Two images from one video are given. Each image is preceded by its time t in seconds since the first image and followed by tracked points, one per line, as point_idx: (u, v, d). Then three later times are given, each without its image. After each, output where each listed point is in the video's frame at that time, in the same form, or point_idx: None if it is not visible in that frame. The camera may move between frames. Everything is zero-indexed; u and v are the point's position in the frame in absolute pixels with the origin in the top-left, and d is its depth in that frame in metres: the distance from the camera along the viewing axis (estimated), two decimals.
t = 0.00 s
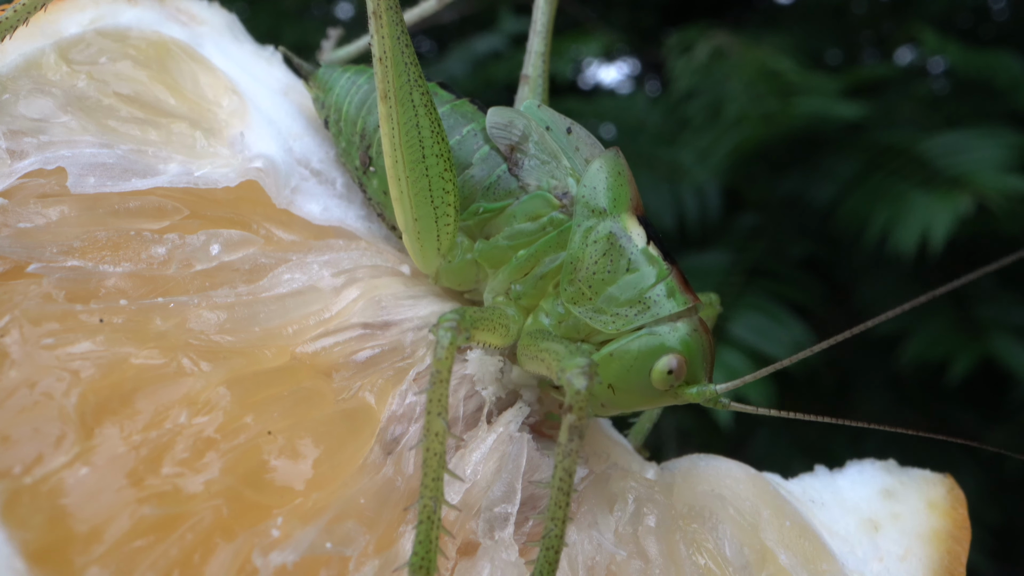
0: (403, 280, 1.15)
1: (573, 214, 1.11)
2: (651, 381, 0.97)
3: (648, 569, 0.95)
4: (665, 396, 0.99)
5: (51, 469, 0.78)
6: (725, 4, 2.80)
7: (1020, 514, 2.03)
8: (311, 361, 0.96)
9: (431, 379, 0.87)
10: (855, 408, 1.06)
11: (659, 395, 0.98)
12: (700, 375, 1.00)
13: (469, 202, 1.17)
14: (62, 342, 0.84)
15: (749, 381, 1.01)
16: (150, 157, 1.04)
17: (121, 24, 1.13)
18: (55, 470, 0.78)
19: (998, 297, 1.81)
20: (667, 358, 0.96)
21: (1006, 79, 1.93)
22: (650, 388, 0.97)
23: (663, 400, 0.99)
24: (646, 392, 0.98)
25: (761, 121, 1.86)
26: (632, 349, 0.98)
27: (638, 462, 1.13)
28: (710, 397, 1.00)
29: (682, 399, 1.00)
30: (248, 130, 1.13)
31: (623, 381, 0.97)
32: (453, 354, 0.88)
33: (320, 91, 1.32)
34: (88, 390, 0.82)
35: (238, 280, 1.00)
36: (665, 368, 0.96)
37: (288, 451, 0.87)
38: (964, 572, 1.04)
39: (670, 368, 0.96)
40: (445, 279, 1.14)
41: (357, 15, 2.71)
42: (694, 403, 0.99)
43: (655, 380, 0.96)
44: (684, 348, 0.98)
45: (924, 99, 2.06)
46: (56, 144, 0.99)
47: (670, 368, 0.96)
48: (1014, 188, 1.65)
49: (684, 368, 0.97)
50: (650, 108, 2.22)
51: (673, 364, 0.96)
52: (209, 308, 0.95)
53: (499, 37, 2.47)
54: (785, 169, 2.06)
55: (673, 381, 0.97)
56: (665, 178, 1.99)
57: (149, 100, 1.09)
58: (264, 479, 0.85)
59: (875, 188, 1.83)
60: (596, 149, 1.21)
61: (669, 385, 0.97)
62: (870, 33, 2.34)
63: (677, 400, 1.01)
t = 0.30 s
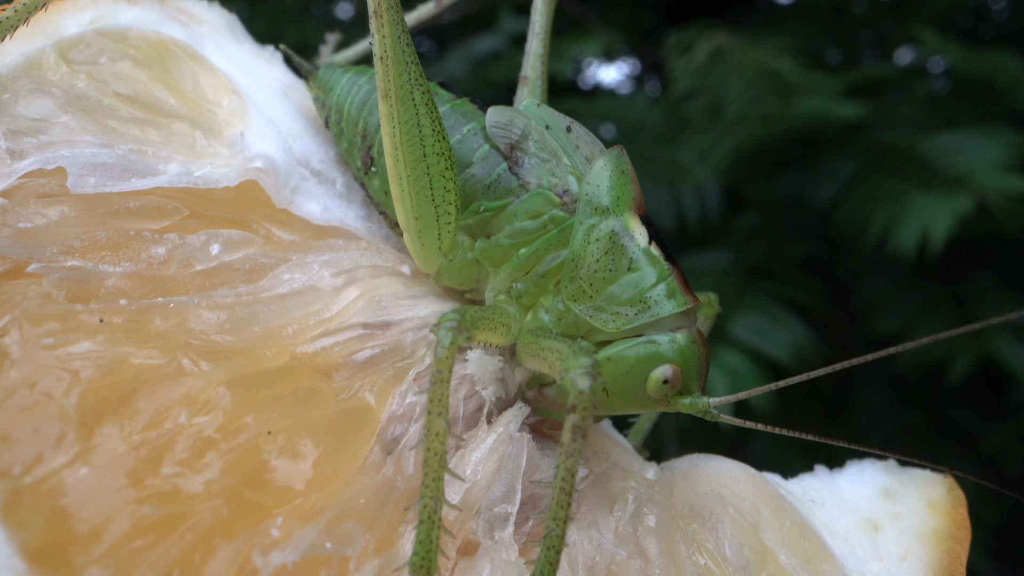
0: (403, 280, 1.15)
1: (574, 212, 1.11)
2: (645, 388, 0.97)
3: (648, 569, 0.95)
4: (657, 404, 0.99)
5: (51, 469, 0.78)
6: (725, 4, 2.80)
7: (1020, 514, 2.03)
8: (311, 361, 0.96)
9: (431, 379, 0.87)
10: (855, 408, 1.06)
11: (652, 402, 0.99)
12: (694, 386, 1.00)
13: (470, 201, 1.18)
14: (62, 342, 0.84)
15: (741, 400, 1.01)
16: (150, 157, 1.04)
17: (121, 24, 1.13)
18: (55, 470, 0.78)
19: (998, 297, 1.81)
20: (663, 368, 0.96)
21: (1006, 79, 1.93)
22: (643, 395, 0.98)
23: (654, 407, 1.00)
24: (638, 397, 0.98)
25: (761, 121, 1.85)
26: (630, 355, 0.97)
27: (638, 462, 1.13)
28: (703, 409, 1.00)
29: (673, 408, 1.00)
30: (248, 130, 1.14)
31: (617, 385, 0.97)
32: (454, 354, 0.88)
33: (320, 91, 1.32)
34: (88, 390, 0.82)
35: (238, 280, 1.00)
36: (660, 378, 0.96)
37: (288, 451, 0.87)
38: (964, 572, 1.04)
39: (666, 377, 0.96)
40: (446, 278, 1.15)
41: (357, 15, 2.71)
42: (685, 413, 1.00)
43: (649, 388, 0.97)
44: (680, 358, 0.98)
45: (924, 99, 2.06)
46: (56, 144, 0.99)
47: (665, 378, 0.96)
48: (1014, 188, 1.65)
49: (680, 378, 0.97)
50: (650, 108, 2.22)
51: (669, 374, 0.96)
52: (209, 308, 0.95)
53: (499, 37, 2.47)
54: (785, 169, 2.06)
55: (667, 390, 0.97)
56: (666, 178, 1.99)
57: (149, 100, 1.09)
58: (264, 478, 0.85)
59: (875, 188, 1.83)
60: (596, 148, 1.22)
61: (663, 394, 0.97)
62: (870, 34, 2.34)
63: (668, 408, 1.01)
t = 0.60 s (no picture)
0: (403, 280, 1.15)
1: (574, 212, 1.11)
2: (644, 386, 0.97)
3: (648, 569, 0.95)
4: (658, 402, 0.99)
5: (51, 469, 0.78)
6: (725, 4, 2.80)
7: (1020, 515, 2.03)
8: (311, 361, 0.96)
9: (431, 379, 0.87)
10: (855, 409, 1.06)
11: (653, 400, 0.98)
12: (694, 382, 0.99)
13: (470, 201, 1.17)
14: (62, 342, 0.84)
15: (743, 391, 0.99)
16: (150, 157, 1.04)
17: (121, 24, 1.13)
18: (55, 470, 0.78)
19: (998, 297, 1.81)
20: (661, 364, 0.96)
21: (1006, 79, 1.92)
22: (644, 394, 0.97)
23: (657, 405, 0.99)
24: (639, 396, 0.98)
25: (761, 120, 1.86)
26: (627, 353, 0.98)
27: (638, 462, 1.13)
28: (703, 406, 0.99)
29: (675, 406, 0.99)
30: (248, 130, 1.14)
31: (617, 384, 0.97)
32: (453, 354, 0.88)
33: (320, 92, 1.32)
34: (88, 390, 0.82)
35: (238, 280, 1.00)
36: (659, 374, 0.96)
37: (288, 451, 0.87)
38: (963, 572, 1.04)
39: (665, 373, 0.96)
40: (446, 277, 1.15)
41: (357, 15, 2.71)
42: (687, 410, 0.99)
43: (649, 385, 0.96)
44: (679, 355, 0.98)
45: (924, 99, 2.06)
46: (56, 144, 0.99)
47: (664, 374, 0.96)
48: (1014, 188, 1.65)
49: (678, 374, 0.97)
50: (650, 108, 2.22)
51: (667, 370, 0.96)
52: (209, 308, 0.94)
53: (499, 37, 2.47)
54: (785, 169, 2.05)
55: (667, 386, 0.96)
56: (666, 178, 1.99)
57: (148, 100, 1.09)
58: (264, 479, 0.85)
59: (875, 188, 1.83)
60: (597, 148, 1.22)
61: (662, 391, 0.97)
62: (870, 33, 2.34)
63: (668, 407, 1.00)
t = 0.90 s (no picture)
0: (404, 280, 1.15)
1: (574, 211, 1.11)
2: (653, 378, 0.96)
3: (648, 569, 0.94)
4: (671, 395, 0.98)
5: (51, 469, 0.78)
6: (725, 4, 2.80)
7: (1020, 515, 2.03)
8: (311, 361, 0.96)
9: (430, 379, 0.87)
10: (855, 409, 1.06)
11: (665, 393, 0.97)
12: (702, 367, 0.99)
13: (470, 201, 1.18)
14: (62, 342, 0.84)
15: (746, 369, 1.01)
16: (150, 157, 1.04)
17: (121, 24, 1.13)
18: (55, 470, 0.78)
19: (998, 297, 1.81)
20: (667, 354, 0.95)
21: (1006, 79, 1.92)
22: (655, 387, 0.96)
23: (671, 398, 0.98)
24: (651, 391, 0.96)
25: (761, 120, 1.86)
26: (629, 351, 0.97)
27: (639, 462, 1.14)
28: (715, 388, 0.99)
29: (688, 395, 0.98)
30: (248, 130, 1.14)
31: (627, 385, 0.97)
32: (453, 354, 0.88)
33: (320, 91, 1.32)
34: (88, 390, 0.82)
35: (238, 280, 1.00)
36: (666, 363, 0.95)
37: (288, 451, 0.87)
38: (963, 572, 1.04)
39: (672, 362, 0.95)
40: (446, 278, 1.14)
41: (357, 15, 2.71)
42: (701, 396, 0.98)
43: (658, 377, 0.95)
44: (682, 342, 0.98)
45: (924, 99, 2.06)
46: (56, 144, 0.99)
47: (672, 364, 0.95)
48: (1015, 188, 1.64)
49: (686, 361, 0.97)
50: (650, 108, 2.22)
51: (674, 358, 0.95)
52: (209, 308, 0.94)
53: (499, 37, 2.47)
54: (785, 169, 2.05)
55: (676, 374, 0.96)
56: (665, 178, 1.99)
57: (148, 100, 1.09)
58: (264, 479, 0.85)
59: (875, 189, 1.83)
60: (596, 148, 1.21)
61: (672, 380, 0.96)
62: (870, 33, 2.33)
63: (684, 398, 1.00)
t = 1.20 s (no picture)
0: (404, 280, 1.15)
1: (573, 212, 1.11)
2: (658, 375, 0.95)
3: (648, 569, 0.94)
4: (677, 392, 0.96)
5: (51, 470, 0.78)
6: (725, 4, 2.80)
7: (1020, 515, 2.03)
8: (311, 361, 0.96)
9: (429, 379, 0.87)
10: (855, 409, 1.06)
11: (671, 391, 0.96)
12: (705, 361, 0.98)
13: (469, 202, 1.18)
14: (62, 342, 0.84)
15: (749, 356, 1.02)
16: (150, 157, 1.04)
17: (121, 24, 1.13)
18: (55, 470, 0.78)
19: (998, 298, 1.81)
20: (669, 349, 0.95)
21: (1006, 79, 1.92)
22: (660, 385, 0.95)
23: (678, 396, 0.97)
24: (657, 390, 0.95)
25: (761, 120, 1.86)
26: (631, 351, 0.97)
27: (639, 462, 1.14)
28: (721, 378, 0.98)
29: (695, 390, 0.97)
30: (248, 130, 1.14)
31: (633, 387, 0.95)
32: (452, 354, 0.88)
33: (321, 91, 1.32)
34: (88, 390, 0.82)
35: (238, 280, 1.00)
36: (669, 358, 0.94)
37: (288, 451, 0.87)
38: (963, 572, 1.04)
39: (675, 357, 0.94)
40: (445, 278, 1.14)
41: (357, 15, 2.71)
42: (707, 388, 0.96)
43: (663, 373, 0.94)
44: (684, 337, 0.98)
45: (924, 99, 2.06)
46: (56, 144, 0.99)
47: (675, 358, 0.94)
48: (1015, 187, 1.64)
49: (689, 355, 0.96)
50: (651, 108, 2.22)
51: (677, 353, 0.95)
52: (209, 308, 0.94)
53: (499, 37, 2.47)
54: (785, 169, 2.05)
55: (681, 369, 0.95)
56: (666, 178, 1.99)
57: (148, 100, 1.09)
58: (264, 479, 0.85)
59: (875, 189, 1.84)
60: (596, 149, 1.21)
61: (677, 374, 0.95)
62: (870, 33, 2.33)
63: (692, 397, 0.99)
